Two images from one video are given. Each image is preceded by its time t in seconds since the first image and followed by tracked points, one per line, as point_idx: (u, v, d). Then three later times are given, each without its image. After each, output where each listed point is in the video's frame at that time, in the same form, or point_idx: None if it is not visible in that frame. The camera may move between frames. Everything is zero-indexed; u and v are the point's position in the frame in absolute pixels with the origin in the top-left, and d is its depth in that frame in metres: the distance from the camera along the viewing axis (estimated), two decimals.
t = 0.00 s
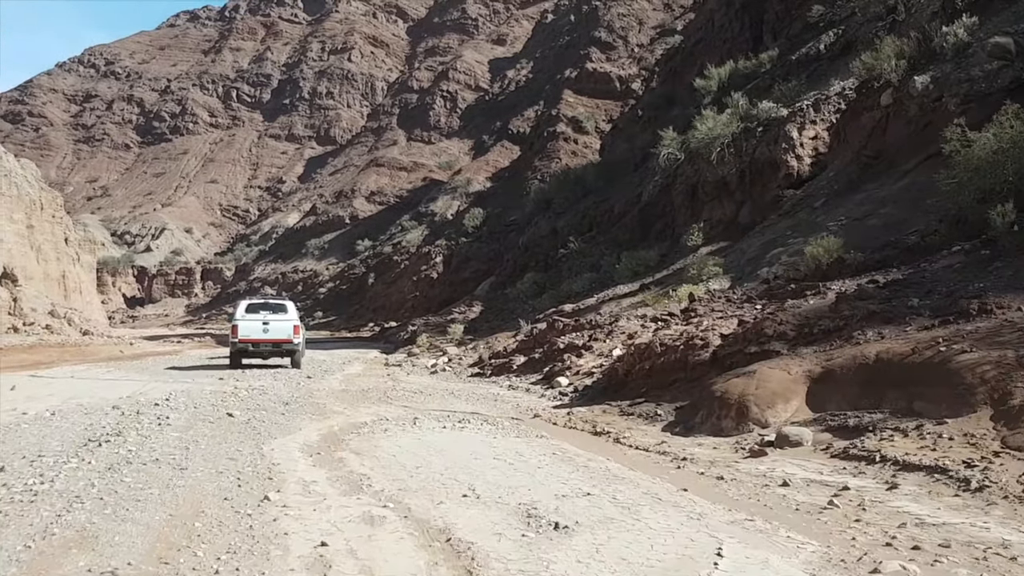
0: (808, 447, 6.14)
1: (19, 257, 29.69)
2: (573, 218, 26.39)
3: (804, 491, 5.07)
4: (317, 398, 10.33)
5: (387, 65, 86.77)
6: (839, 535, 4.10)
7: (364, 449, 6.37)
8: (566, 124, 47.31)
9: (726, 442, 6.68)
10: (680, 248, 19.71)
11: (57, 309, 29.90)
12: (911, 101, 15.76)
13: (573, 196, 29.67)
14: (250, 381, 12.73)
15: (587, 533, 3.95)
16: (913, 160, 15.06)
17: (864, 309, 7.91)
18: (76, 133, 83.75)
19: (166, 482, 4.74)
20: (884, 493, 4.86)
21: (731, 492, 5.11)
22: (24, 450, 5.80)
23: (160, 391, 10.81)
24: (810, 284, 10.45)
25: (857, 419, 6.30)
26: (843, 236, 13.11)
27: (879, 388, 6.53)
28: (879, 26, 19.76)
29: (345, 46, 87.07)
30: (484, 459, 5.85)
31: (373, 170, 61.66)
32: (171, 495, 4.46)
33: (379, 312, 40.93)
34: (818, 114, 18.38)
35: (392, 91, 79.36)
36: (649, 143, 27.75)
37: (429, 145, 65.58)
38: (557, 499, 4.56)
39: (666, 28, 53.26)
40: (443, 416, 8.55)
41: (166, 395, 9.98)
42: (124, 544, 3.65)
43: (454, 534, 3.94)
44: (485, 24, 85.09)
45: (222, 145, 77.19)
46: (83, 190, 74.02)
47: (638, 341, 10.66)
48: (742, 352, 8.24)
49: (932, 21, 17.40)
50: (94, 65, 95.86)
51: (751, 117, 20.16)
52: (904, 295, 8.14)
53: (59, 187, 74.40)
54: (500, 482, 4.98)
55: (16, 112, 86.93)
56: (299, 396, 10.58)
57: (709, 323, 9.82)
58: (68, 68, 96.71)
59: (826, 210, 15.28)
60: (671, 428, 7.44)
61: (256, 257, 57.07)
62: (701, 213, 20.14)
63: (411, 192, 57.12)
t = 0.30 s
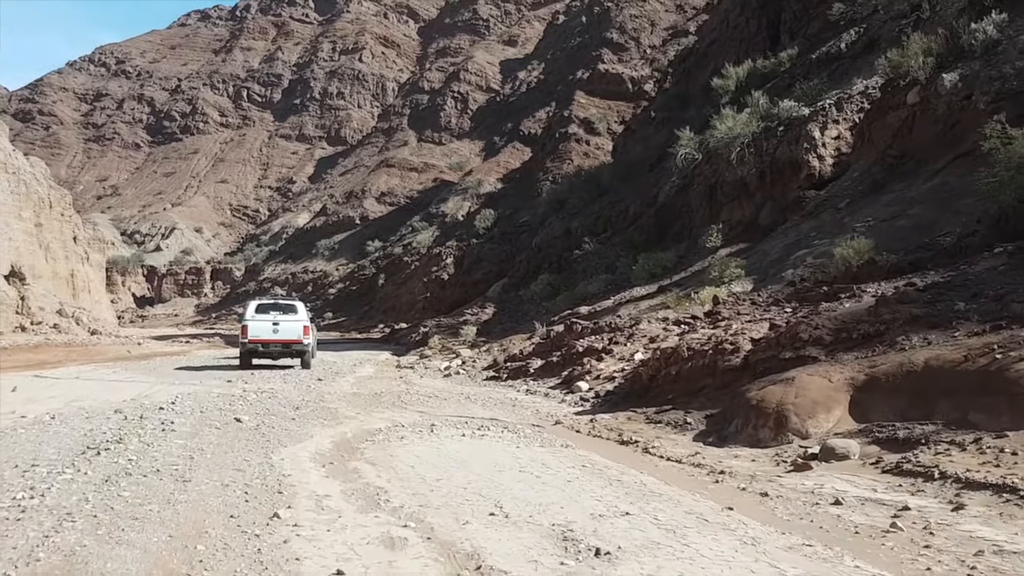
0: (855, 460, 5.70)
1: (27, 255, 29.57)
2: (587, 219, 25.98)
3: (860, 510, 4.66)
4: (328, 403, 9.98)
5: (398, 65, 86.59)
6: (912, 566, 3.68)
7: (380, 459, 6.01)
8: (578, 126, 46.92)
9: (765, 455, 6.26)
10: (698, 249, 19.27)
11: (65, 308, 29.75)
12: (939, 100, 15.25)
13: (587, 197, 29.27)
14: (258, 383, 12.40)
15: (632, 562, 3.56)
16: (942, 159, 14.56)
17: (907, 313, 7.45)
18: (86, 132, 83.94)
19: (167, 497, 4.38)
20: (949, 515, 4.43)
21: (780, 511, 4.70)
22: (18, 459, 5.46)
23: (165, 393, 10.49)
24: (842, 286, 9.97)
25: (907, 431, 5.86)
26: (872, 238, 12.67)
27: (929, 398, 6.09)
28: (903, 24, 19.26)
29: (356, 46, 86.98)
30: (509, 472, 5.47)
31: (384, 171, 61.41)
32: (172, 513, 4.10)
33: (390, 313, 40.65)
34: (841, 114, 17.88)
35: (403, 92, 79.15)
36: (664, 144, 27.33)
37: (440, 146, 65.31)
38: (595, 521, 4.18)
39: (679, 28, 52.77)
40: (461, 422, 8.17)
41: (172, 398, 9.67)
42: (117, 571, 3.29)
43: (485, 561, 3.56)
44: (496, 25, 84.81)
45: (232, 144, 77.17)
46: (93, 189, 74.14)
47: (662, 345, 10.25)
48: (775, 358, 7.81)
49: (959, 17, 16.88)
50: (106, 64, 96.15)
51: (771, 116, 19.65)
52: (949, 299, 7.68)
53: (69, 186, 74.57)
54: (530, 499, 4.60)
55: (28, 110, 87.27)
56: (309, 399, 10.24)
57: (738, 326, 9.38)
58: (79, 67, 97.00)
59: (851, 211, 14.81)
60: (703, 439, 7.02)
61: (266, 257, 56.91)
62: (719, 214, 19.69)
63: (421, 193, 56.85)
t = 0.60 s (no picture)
0: (903, 470, 5.25)
1: (33, 252, 29.38)
2: (598, 216, 25.56)
3: (916, 528, 4.24)
4: (336, 403, 9.63)
5: (406, 63, 86.34)
6: None
7: (391, 465, 5.65)
8: (587, 123, 46.49)
9: (801, 462, 5.83)
10: (713, 246, 18.83)
11: (70, 305, 29.53)
12: (964, 92, 14.74)
13: (598, 194, 28.82)
14: (264, 383, 12.07)
15: None
16: (968, 154, 14.05)
17: (950, 311, 6.96)
18: (94, 129, 83.93)
19: (159, 512, 4.03)
20: (1021, 534, 3.98)
21: (827, 528, 4.31)
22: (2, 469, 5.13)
23: (167, 393, 10.17)
24: (871, 284, 9.53)
25: (959, 438, 5.39)
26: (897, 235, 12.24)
27: (979, 403, 5.61)
28: (924, 16, 18.75)
29: (364, 44, 86.74)
30: (529, 482, 5.10)
31: (391, 168, 61.12)
32: (163, 532, 3.74)
33: (397, 311, 40.37)
34: (861, 108, 17.42)
35: (410, 89, 78.87)
36: (677, 140, 26.87)
37: (447, 144, 64.98)
38: (629, 540, 3.81)
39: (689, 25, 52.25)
40: (474, 425, 7.79)
41: (173, 398, 9.34)
42: None
43: None
44: (504, 22, 84.43)
45: (239, 142, 77.06)
46: (100, 187, 74.10)
47: (683, 345, 9.84)
48: (807, 359, 7.36)
49: (985, 8, 16.36)
50: (113, 61, 96.33)
51: (789, 110, 19.18)
52: (994, 296, 7.18)
53: (77, 183, 74.61)
54: (555, 515, 4.24)
55: (35, 108, 87.44)
56: (317, 399, 9.89)
57: (763, 325, 8.94)
58: (87, 64, 97.03)
59: (874, 207, 14.34)
60: (733, 444, 6.61)
61: (273, 255, 56.68)
62: (735, 211, 19.23)
63: (428, 190, 56.54)
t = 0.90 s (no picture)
0: (957, 482, 4.80)
1: (36, 251, 29.09)
2: (607, 213, 25.12)
3: (984, 550, 3.81)
4: (341, 406, 9.24)
5: (411, 61, 85.95)
6: None
7: (400, 476, 5.25)
8: (594, 121, 46.01)
9: (841, 473, 5.40)
10: (727, 243, 18.36)
11: (73, 304, 29.18)
12: (988, 84, 14.17)
13: (608, 191, 28.37)
14: (266, 383, 11.69)
15: None
16: (993, 147, 13.50)
17: (996, 309, 6.47)
18: (99, 128, 83.72)
19: (143, 534, 3.63)
20: None
21: (886, 550, 3.88)
22: None
23: (164, 394, 9.79)
24: (902, 281, 9.05)
25: (1018, 447, 4.91)
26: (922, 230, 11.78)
27: None
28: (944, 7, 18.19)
29: (369, 42, 86.36)
30: (551, 495, 4.70)
31: (396, 167, 60.75)
32: (145, 557, 3.34)
33: (403, 310, 39.99)
34: (879, 101, 16.90)
35: (415, 88, 78.50)
36: (688, 135, 26.40)
37: (453, 142, 64.54)
38: (669, 566, 3.40)
39: (697, 22, 51.71)
40: (487, 430, 7.36)
41: (171, 400, 8.97)
42: None
43: None
44: (510, 20, 83.96)
45: (244, 141, 76.84)
46: (105, 185, 73.87)
47: (703, 345, 9.40)
48: (840, 360, 6.91)
49: None
50: (118, 60, 96.22)
51: (804, 104, 18.68)
52: None
53: (81, 182, 74.47)
54: (581, 535, 3.83)
55: (40, 106, 87.32)
56: (321, 402, 9.51)
57: (790, 323, 8.49)
58: (91, 63, 96.85)
59: (895, 202, 13.85)
60: (765, 452, 6.18)
61: (278, 254, 56.38)
62: (749, 207, 18.77)
63: (434, 189, 56.17)
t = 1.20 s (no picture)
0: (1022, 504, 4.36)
1: (38, 249, 28.74)
2: (617, 214, 24.70)
3: None
4: (346, 411, 8.85)
5: (416, 61, 85.63)
6: None
7: (412, 491, 4.84)
8: (600, 122, 45.57)
9: (890, 491, 4.97)
10: (741, 245, 17.93)
11: (75, 302, 28.86)
12: (1014, 82, 13.62)
13: (616, 192, 27.95)
14: (268, 386, 11.29)
15: None
16: (1021, 147, 12.96)
17: None
18: (103, 126, 83.56)
19: (127, 562, 3.23)
20: None
21: None
22: None
23: (162, 397, 9.39)
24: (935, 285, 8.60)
25: None
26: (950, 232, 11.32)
27: None
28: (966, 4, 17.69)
29: (374, 41, 85.99)
30: (577, 516, 4.28)
31: (401, 167, 60.37)
32: None
33: (407, 310, 39.73)
34: (898, 100, 16.44)
35: (421, 88, 78.18)
36: (699, 135, 25.99)
37: (458, 142, 64.18)
38: None
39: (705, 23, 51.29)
40: (500, 439, 6.92)
41: (170, 403, 8.57)
42: None
43: None
44: (516, 21, 83.59)
45: (249, 140, 76.60)
46: (109, 184, 73.75)
47: (727, 350, 8.97)
48: (878, 368, 6.48)
49: None
50: (123, 58, 96.08)
51: (821, 103, 18.24)
52: None
53: (85, 180, 74.24)
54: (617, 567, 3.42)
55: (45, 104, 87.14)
56: (325, 406, 9.11)
57: (820, 328, 8.06)
58: (96, 61, 96.71)
59: (918, 203, 13.38)
60: (801, 466, 5.76)
61: (282, 253, 56.04)
62: (764, 208, 18.32)
63: (439, 189, 55.81)
